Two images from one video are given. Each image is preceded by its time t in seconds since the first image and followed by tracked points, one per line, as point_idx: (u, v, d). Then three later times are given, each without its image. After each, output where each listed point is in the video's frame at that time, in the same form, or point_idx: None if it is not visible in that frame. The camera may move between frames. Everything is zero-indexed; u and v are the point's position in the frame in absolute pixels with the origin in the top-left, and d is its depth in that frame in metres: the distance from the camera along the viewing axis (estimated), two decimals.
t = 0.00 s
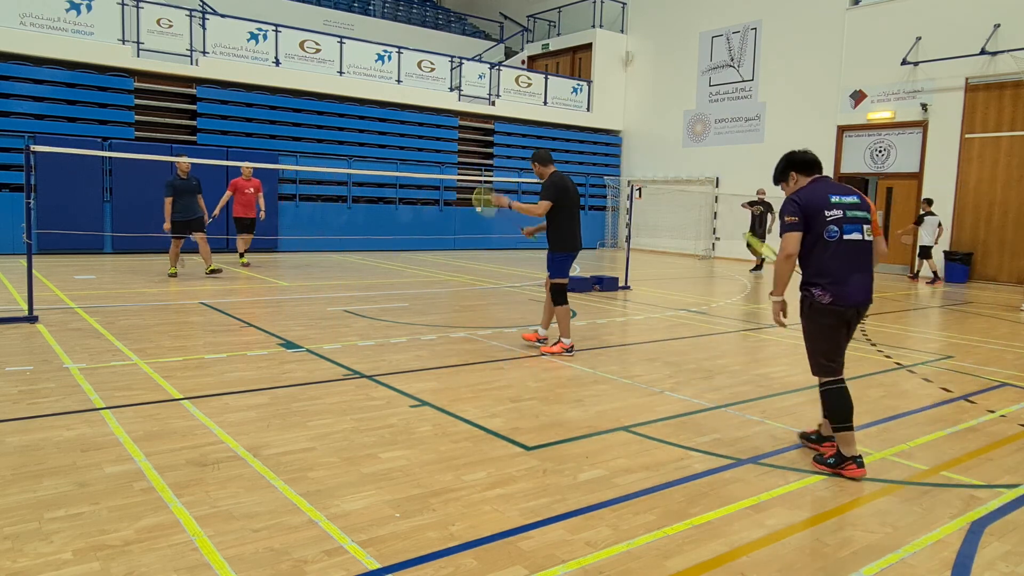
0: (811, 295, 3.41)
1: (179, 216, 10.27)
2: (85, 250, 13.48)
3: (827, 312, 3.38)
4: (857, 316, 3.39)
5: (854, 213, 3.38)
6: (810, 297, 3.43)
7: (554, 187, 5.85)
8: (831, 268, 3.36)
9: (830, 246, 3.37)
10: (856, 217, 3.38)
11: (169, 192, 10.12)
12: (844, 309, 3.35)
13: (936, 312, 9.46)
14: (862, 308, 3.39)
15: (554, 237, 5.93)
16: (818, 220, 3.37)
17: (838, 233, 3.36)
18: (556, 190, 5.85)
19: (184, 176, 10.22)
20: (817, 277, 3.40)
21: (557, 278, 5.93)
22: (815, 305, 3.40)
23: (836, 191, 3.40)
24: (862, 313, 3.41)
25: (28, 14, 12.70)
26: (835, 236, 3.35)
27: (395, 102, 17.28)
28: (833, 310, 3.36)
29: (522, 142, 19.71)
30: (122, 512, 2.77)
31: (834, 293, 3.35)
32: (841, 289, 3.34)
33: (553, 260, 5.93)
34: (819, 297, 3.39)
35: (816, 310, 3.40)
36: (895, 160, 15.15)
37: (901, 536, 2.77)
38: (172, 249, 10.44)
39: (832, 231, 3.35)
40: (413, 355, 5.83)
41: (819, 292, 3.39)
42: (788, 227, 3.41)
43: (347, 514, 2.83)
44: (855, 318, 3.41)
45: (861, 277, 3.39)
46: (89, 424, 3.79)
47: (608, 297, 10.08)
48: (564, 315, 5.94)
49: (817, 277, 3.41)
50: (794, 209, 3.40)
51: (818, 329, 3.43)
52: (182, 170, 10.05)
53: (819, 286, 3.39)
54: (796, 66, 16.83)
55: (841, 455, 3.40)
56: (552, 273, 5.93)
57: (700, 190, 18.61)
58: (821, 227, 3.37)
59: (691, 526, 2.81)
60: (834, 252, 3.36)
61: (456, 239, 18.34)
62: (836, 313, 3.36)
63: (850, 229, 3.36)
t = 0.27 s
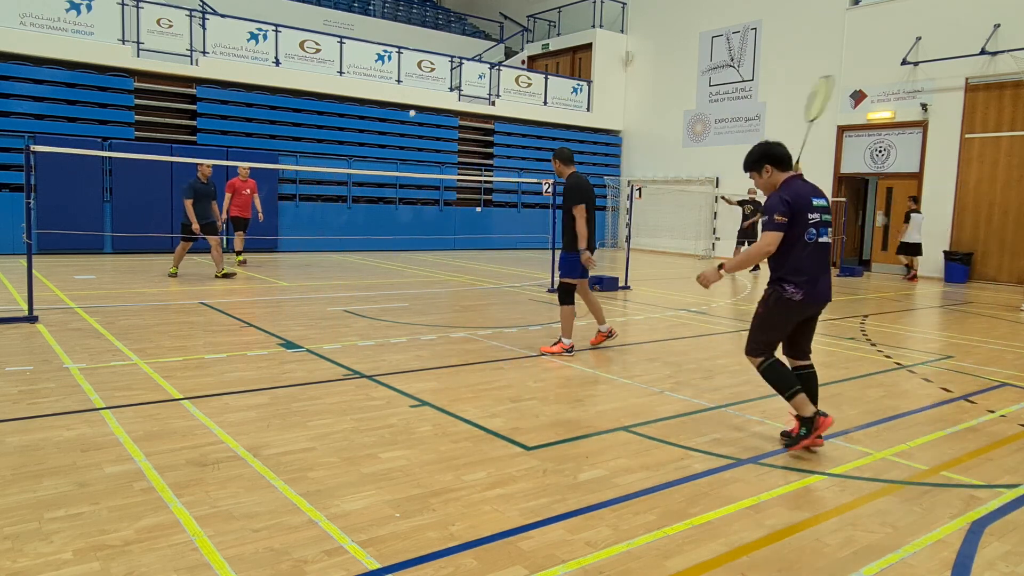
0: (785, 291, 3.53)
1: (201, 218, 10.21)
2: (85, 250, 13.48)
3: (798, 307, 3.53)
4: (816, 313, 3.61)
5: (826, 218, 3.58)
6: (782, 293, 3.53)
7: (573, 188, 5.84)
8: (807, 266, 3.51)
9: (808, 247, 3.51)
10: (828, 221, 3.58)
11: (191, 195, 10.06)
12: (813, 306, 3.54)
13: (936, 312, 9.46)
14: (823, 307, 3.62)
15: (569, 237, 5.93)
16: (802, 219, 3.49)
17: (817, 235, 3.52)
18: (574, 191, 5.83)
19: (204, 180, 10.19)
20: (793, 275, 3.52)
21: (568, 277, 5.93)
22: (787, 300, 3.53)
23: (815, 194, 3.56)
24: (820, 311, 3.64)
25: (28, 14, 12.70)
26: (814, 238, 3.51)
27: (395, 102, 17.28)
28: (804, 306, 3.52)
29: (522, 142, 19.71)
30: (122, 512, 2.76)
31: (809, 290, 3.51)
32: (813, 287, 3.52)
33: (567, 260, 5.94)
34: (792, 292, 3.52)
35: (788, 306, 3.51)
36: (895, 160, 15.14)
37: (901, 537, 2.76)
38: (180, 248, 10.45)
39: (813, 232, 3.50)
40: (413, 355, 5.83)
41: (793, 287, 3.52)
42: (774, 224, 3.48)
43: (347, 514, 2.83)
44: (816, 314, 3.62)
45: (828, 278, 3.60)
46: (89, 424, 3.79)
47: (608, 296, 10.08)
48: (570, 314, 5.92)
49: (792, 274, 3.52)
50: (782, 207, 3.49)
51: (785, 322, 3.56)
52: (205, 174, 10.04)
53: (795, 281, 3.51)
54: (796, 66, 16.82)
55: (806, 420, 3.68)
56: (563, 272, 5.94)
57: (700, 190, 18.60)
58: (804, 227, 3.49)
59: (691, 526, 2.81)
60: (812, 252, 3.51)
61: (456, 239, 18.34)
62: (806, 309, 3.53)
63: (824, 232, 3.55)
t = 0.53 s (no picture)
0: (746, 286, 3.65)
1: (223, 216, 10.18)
2: (85, 250, 13.47)
3: (759, 302, 3.66)
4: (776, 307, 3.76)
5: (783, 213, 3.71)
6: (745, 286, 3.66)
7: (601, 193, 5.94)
8: (767, 262, 3.65)
9: (768, 244, 3.64)
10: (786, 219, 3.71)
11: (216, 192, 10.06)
12: (772, 301, 3.68)
13: (936, 312, 9.46)
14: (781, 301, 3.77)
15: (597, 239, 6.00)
16: (763, 217, 3.60)
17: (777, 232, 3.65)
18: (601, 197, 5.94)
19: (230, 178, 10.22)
20: (754, 271, 3.65)
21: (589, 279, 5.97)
22: (748, 295, 3.66)
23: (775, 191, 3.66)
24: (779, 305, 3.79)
25: (28, 14, 12.70)
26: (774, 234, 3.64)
27: (395, 102, 17.28)
28: (764, 301, 3.66)
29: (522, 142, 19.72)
30: (122, 512, 2.76)
31: (768, 285, 3.65)
32: (773, 283, 3.66)
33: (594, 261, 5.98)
34: (752, 288, 3.65)
35: (750, 300, 3.65)
36: (895, 160, 15.15)
37: (901, 537, 2.76)
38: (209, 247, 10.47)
39: (773, 230, 3.63)
40: (413, 355, 5.83)
41: (754, 283, 3.65)
42: (736, 225, 3.56)
43: (347, 514, 2.83)
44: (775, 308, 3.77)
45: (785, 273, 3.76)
46: (89, 424, 3.79)
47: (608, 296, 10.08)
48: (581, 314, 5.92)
49: (751, 269, 3.65)
50: (745, 209, 3.57)
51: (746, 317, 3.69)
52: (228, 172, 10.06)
53: (755, 278, 3.65)
54: (796, 66, 16.83)
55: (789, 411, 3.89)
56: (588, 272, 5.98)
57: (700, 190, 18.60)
58: (765, 225, 3.61)
59: (691, 526, 2.81)
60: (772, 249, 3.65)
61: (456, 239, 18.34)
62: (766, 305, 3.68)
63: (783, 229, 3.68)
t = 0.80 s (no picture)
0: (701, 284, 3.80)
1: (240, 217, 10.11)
2: (85, 250, 13.47)
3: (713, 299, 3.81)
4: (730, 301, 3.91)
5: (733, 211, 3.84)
6: (698, 284, 3.80)
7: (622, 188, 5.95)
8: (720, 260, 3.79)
9: (719, 242, 3.78)
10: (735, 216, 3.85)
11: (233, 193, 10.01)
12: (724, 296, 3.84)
13: (936, 312, 9.46)
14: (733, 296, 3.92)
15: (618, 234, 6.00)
16: (714, 216, 3.75)
17: (726, 230, 3.80)
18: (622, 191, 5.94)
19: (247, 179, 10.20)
20: (708, 269, 3.79)
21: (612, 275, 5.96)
22: (704, 292, 3.81)
23: (725, 190, 3.80)
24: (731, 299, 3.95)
25: (28, 14, 12.70)
26: (724, 232, 3.78)
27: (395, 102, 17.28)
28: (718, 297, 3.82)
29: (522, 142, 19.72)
30: (122, 512, 2.76)
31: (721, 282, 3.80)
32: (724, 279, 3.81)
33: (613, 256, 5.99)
34: (707, 285, 3.80)
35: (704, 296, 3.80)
36: (895, 160, 15.15)
37: (901, 537, 2.76)
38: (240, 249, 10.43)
39: (723, 227, 3.77)
40: (413, 355, 5.83)
41: (708, 281, 3.80)
42: (688, 223, 3.72)
43: (347, 514, 2.83)
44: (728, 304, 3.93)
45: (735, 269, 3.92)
46: (89, 424, 3.79)
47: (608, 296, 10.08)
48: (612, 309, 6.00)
49: (704, 267, 3.81)
50: (695, 208, 3.72)
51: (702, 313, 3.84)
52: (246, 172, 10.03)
53: (709, 276, 3.79)
54: (796, 66, 16.83)
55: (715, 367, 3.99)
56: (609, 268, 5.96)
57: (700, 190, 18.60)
58: (716, 224, 3.75)
59: (691, 526, 2.81)
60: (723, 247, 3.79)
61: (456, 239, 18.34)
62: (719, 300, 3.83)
63: (733, 226, 3.82)
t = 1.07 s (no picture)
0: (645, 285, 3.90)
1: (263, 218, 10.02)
2: (85, 250, 13.48)
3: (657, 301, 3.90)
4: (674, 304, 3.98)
5: (686, 218, 3.92)
6: (642, 284, 3.91)
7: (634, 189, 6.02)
8: (666, 263, 3.88)
9: (666, 246, 3.86)
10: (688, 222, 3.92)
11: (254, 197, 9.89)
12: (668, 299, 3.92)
13: (935, 312, 9.46)
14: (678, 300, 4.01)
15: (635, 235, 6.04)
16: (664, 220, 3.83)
17: (677, 235, 3.87)
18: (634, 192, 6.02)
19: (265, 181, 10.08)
20: (653, 271, 3.88)
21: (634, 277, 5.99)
22: (648, 294, 3.90)
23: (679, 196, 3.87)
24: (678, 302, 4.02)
25: (28, 14, 12.70)
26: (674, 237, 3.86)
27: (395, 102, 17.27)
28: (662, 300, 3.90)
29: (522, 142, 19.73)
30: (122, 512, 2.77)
31: (665, 285, 3.88)
32: (670, 282, 3.89)
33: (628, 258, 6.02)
34: (652, 287, 3.89)
35: (647, 298, 3.89)
36: (895, 160, 15.16)
37: (901, 537, 2.76)
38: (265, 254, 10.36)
39: (671, 232, 3.85)
40: (413, 355, 5.83)
41: (653, 283, 3.89)
42: (634, 222, 3.82)
43: (347, 514, 2.83)
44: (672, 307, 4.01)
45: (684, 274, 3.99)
46: (89, 424, 3.79)
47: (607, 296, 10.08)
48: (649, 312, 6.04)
49: (650, 269, 3.90)
50: (644, 208, 3.81)
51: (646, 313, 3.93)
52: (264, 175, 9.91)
53: (653, 278, 3.88)
54: (796, 66, 16.83)
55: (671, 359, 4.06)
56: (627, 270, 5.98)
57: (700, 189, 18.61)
58: (665, 227, 3.84)
59: (691, 526, 2.81)
60: (670, 251, 3.87)
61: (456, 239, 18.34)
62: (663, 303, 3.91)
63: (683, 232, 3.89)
